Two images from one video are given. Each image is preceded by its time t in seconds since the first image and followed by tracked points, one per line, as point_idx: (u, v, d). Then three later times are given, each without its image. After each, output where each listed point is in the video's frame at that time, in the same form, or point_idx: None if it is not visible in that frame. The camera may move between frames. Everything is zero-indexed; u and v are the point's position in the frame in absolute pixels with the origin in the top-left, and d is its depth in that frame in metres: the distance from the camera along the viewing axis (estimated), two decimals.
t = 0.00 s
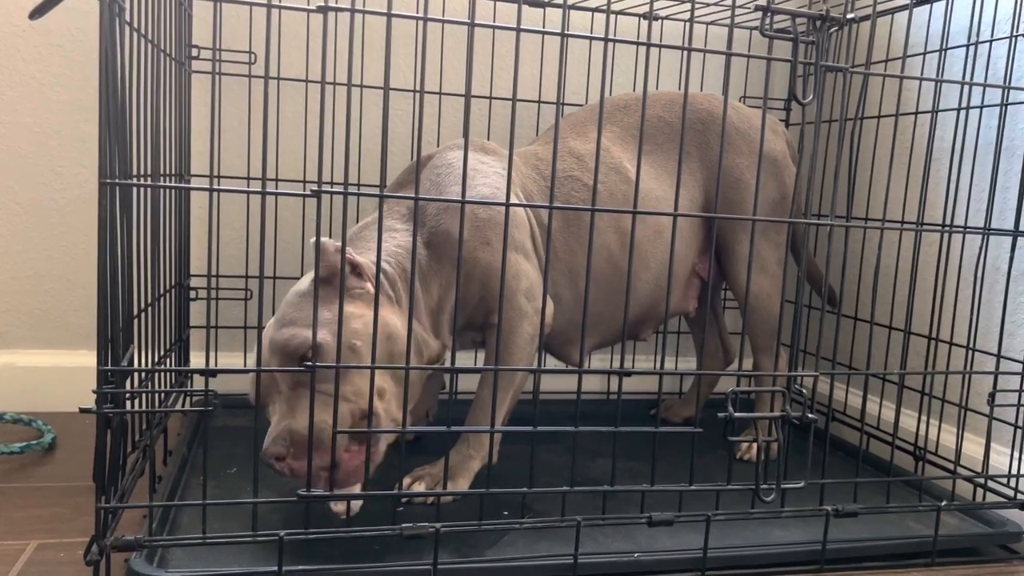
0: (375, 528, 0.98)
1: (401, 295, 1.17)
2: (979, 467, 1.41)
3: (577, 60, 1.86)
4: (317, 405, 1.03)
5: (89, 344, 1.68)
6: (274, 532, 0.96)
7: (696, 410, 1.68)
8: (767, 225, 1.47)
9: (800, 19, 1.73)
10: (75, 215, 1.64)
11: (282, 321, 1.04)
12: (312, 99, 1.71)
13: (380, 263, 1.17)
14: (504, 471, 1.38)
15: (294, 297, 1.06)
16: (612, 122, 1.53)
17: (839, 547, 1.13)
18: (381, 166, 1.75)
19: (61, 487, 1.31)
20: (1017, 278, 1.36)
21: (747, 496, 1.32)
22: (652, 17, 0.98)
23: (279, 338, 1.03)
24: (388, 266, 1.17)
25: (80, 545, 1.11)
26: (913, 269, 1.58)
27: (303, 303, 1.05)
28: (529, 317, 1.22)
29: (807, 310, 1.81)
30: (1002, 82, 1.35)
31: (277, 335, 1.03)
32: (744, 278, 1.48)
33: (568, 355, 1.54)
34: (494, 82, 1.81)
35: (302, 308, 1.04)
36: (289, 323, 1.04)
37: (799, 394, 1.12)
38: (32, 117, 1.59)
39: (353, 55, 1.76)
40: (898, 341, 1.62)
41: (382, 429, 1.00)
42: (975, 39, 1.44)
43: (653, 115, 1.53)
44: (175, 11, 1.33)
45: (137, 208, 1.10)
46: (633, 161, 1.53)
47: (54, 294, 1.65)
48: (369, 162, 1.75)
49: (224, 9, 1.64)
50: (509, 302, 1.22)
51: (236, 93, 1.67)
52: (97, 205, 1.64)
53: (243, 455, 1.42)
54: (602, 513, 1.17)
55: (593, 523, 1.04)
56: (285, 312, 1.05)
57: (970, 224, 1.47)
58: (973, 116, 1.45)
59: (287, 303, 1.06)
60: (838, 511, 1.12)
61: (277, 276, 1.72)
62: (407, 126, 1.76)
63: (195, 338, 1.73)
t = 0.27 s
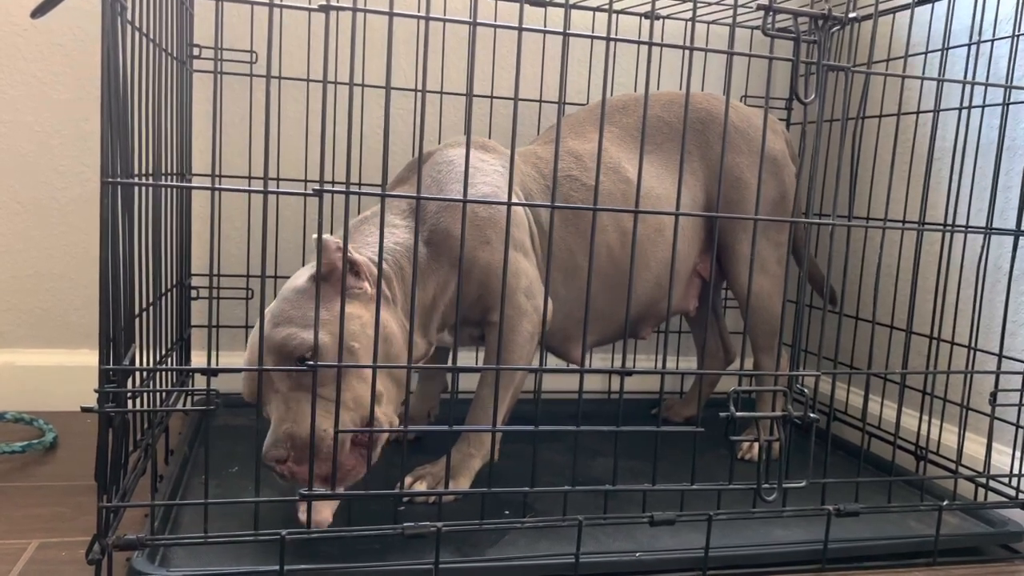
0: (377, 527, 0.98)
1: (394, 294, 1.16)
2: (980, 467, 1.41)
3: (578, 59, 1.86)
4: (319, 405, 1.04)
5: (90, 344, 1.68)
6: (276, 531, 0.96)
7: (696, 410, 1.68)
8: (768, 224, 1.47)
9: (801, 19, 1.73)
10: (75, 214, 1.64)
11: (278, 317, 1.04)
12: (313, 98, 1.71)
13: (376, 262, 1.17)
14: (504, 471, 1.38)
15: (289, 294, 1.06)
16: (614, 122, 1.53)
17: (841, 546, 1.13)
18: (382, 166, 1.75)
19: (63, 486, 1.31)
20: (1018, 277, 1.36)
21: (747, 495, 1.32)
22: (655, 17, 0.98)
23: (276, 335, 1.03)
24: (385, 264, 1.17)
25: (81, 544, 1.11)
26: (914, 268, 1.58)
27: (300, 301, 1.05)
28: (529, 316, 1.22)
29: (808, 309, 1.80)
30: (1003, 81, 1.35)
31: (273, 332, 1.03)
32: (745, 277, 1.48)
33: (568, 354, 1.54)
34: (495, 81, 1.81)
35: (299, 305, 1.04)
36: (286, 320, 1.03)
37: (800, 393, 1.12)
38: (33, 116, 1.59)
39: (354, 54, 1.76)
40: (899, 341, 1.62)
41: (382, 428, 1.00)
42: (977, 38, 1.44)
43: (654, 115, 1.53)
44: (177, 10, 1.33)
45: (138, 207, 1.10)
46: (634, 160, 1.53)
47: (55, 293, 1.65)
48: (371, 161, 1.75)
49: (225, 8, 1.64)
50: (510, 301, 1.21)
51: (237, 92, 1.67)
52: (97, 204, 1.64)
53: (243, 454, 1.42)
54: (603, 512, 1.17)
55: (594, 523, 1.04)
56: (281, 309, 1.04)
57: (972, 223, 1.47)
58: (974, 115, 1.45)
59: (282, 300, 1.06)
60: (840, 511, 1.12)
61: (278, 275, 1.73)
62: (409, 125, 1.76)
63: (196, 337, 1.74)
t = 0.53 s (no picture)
0: (378, 526, 0.98)
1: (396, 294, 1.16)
2: (982, 466, 1.41)
3: (579, 58, 1.86)
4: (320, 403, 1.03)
5: (90, 343, 1.68)
6: (277, 530, 0.96)
7: (697, 409, 1.68)
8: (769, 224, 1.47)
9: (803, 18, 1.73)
10: (76, 214, 1.64)
11: (281, 318, 1.04)
12: (314, 97, 1.71)
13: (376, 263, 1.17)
14: (505, 470, 1.38)
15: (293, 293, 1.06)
16: (615, 121, 1.53)
17: (842, 546, 1.13)
18: (383, 165, 1.75)
19: (64, 486, 1.31)
20: (1019, 276, 1.36)
21: (748, 495, 1.32)
22: (656, 16, 0.98)
23: (280, 335, 1.03)
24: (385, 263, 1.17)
25: (83, 543, 1.11)
26: (914, 267, 1.58)
27: (304, 300, 1.05)
28: (529, 315, 1.22)
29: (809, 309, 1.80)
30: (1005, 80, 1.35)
31: (277, 333, 1.03)
32: (746, 276, 1.48)
33: (569, 354, 1.54)
34: (496, 81, 1.81)
35: (302, 304, 1.04)
36: (289, 321, 1.03)
37: (802, 393, 1.12)
38: (34, 115, 1.59)
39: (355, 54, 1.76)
40: (899, 340, 1.62)
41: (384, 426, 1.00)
42: (978, 37, 1.44)
43: (656, 114, 1.53)
44: (178, 9, 1.33)
45: (139, 206, 1.10)
46: (635, 159, 1.52)
47: (56, 293, 1.65)
48: (372, 161, 1.75)
49: (227, 8, 1.64)
50: (510, 301, 1.21)
51: (238, 92, 1.67)
52: (98, 204, 1.64)
53: (244, 453, 1.42)
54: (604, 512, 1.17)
55: (596, 522, 1.04)
56: (284, 309, 1.05)
57: (974, 222, 1.47)
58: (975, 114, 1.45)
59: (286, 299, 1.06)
60: (841, 510, 1.11)
61: (279, 274, 1.73)
62: (410, 125, 1.76)
63: (196, 337, 1.74)
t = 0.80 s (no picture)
0: (377, 525, 0.98)
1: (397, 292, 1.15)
2: (981, 465, 1.41)
3: (579, 56, 1.86)
4: (319, 400, 1.03)
5: (90, 341, 1.68)
6: (276, 529, 0.96)
7: (697, 408, 1.68)
8: (769, 222, 1.47)
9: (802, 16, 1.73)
10: (75, 212, 1.64)
11: (291, 314, 1.03)
12: (314, 96, 1.71)
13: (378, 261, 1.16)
14: (504, 469, 1.38)
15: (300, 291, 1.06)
16: (615, 119, 1.53)
17: (842, 544, 1.13)
18: (383, 164, 1.74)
19: (64, 484, 1.31)
20: (1019, 275, 1.36)
21: (748, 494, 1.32)
22: (655, 14, 0.97)
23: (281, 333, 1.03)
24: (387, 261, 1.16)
25: (82, 542, 1.11)
26: (914, 266, 1.58)
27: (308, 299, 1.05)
28: (529, 314, 1.22)
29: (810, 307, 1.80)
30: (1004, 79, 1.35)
31: (286, 330, 1.02)
32: (746, 274, 1.48)
33: (569, 352, 1.53)
34: (496, 79, 1.81)
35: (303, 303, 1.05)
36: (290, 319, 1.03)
37: (801, 391, 1.12)
38: (33, 113, 1.59)
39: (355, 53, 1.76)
40: (899, 339, 1.62)
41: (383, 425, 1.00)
42: (978, 35, 1.44)
43: (655, 112, 1.53)
44: (177, 7, 1.33)
45: (138, 205, 1.10)
46: (635, 158, 1.52)
47: (56, 292, 1.65)
48: (371, 159, 1.75)
49: (226, 6, 1.64)
50: (510, 299, 1.21)
51: (237, 90, 1.67)
52: (97, 203, 1.64)
53: (244, 452, 1.42)
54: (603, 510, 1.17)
55: (595, 521, 1.04)
56: (295, 306, 1.04)
57: (973, 220, 1.46)
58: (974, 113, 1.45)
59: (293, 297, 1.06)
60: (840, 509, 1.11)
61: (279, 273, 1.73)
62: (409, 123, 1.76)
63: (196, 335, 1.74)
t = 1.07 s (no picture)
0: (377, 524, 0.98)
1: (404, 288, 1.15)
2: (981, 463, 1.41)
3: (579, 54, 1.86)
4: (318, 398, 1.03)
5: (89, 340, 1.68)
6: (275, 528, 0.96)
7: (697, 407, 1.68)
8: (770, 220, 1.46)
9: (802, 15, 1.73)
10: (75, 211, 1.64)
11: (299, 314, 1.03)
12: (313, 94, 1.71)
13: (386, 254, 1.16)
14: (504, 467, 1.38)
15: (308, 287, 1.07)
16: (615, 117, 1.53)
17: (841, 543, 1.13)
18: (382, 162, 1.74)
19: (63, 483, 1.31)
20: (1019, 273, 1.36)
21: (748, 492, 1.32)
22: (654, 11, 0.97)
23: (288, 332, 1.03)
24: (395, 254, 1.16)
25: (82, 540, 1.11)
26: (914, 264, 1.58)
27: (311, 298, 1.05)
28: (530, 313, 1.22)
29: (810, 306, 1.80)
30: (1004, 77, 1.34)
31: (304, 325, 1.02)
32: (746, 272, 1.48)
33: (569, 351, 1.53)
34: (496, 77, 1.80)
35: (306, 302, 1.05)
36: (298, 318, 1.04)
37: (801, 389, 1.12)
38: (32, 112, 1.59)
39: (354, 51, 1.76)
40: (899, 337, 1.62)
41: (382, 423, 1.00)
42: (978, 33, 1.44)
43: (655, 110, 1.52)
44: (175, 5, 1.32)
45: (138, 203, 1.10)
46: (635, 156, 1.52)
47: (55, 290, 1.65)
48: (370, 158, 1.75)
49: (225, 4, 1.64)
50: (511, 297, 1.21)
51: (237, 88, 1.67)
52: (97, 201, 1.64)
53: (244, 451, 1.41)
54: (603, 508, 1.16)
55: (595, 519, 1.03)
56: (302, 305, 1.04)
57: (973, 218, 1.46)
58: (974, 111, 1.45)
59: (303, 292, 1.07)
60: (840, 507, 1.11)
61: (278, 272, 1.73)
62: (408, 122, 1.75)
63: (195, 334, 1.74)
